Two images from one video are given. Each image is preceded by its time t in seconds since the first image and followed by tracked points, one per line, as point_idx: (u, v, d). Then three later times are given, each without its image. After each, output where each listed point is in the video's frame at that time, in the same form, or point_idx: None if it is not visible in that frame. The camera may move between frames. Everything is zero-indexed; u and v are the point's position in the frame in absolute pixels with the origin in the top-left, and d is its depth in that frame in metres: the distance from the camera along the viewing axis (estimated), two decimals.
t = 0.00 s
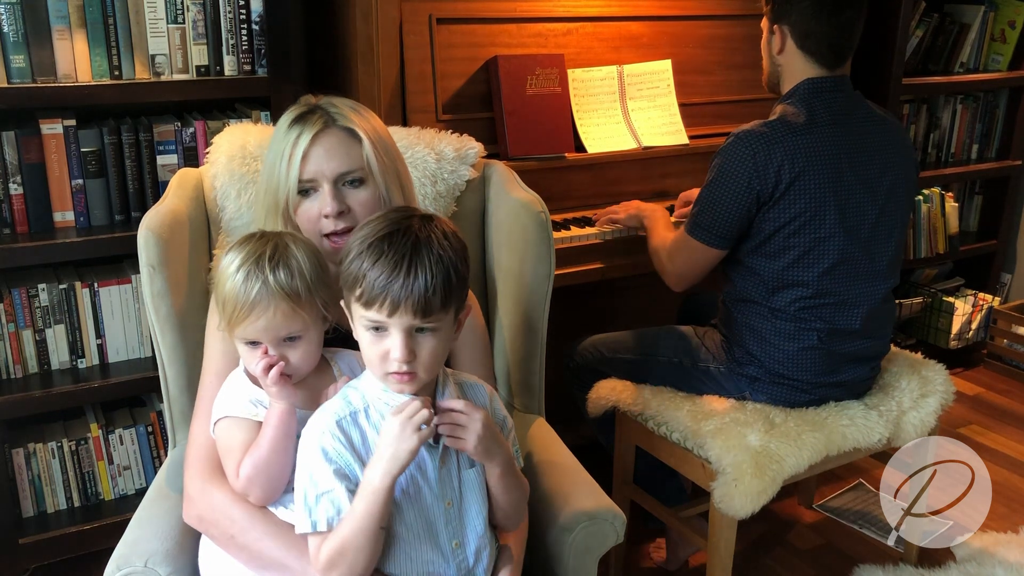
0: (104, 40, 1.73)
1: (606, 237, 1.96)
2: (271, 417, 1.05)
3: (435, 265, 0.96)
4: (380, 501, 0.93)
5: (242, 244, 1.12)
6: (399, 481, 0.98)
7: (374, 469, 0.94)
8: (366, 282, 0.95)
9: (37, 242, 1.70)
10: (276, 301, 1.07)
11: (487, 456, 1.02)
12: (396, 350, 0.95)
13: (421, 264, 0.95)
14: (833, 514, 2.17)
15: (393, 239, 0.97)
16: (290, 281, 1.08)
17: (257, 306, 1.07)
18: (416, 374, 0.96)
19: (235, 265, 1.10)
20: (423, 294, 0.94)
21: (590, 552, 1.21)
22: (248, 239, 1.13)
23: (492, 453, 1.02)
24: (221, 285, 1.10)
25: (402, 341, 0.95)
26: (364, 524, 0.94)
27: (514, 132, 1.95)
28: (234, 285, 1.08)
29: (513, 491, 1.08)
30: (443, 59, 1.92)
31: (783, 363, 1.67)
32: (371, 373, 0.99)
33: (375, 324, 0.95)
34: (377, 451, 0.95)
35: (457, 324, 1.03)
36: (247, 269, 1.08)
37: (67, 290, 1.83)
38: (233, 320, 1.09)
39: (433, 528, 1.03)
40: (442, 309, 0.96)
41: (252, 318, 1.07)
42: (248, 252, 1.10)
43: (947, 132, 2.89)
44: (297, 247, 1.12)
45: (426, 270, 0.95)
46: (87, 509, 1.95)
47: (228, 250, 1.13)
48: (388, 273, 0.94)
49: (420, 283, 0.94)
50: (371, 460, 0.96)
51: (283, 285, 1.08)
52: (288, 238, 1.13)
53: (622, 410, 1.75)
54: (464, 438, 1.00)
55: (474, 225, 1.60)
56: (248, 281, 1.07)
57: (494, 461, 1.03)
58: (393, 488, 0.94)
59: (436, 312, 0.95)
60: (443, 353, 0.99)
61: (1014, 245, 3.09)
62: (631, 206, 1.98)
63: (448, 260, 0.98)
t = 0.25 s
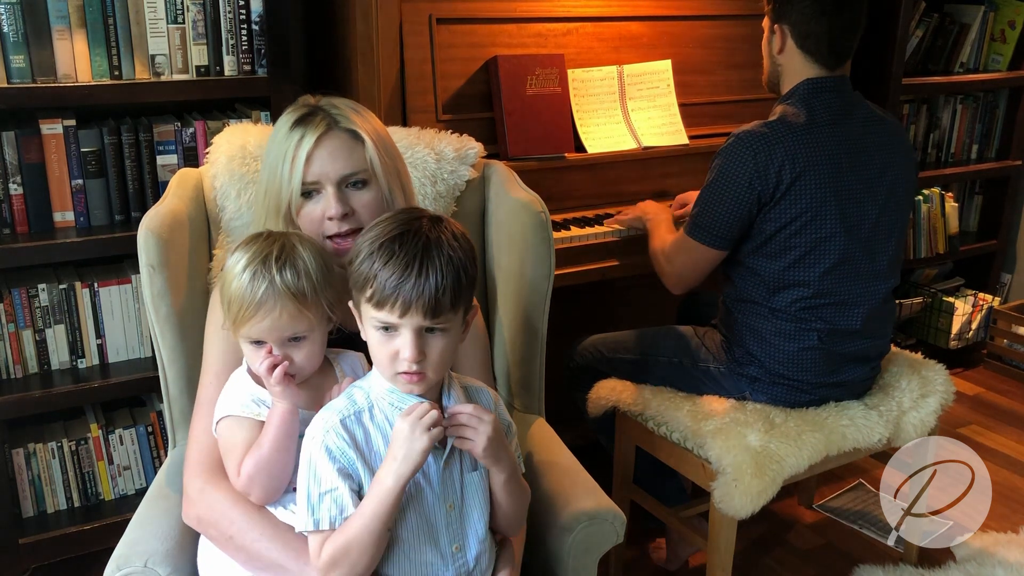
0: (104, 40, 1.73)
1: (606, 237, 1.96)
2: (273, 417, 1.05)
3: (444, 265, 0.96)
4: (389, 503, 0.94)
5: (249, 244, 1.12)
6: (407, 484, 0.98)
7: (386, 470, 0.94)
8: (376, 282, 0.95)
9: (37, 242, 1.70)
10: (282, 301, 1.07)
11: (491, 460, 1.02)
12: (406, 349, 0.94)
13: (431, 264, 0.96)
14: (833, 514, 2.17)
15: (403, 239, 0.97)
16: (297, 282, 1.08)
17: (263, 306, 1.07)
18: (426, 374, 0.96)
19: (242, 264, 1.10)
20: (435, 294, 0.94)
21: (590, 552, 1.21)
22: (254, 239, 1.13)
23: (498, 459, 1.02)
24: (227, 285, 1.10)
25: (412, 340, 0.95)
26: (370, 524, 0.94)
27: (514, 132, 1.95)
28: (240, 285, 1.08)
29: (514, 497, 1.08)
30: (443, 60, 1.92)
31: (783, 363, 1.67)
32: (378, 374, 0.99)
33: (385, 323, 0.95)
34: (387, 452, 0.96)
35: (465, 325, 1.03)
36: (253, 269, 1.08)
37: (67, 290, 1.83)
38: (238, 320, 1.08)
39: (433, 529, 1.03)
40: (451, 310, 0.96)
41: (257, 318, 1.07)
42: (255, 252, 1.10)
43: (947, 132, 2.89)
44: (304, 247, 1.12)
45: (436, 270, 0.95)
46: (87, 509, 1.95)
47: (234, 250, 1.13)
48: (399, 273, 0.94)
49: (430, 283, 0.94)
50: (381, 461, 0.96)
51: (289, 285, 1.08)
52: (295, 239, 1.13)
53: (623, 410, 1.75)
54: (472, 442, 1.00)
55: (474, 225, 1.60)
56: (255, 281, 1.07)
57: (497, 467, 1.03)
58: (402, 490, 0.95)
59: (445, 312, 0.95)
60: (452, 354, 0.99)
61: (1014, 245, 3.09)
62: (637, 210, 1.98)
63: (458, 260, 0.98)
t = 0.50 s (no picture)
0: (104, 40, 1.73)
1: (606, 237, 1.96)
2: (270, 418, 1.05)
3: (438, 258, 0.96)
4: (391, 501, 0.94)
5: (245, 243, 1.12)
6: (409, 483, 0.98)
7: (388, 468, 0.94)
8: (371, 277, 0.95)
9: (37, 242, 1.70)
10: (279, 300, 1.07)
11: (489, 455, 1.02)
12: (403, 343, 0.95)
13: (425, 258, 0.96)
14: (833, 514, 2.17)
15: (397, 234, 0.97)
16: (293, 281, 1.08)
17: (259, 305, 1.07)
18: (423, 368, 0.96)
19: (238, 263, 1.10)
20: (429, 288, 0.94)
21: (590, 552, 1.21)
22: (251, 238, 1.13)
23: (495, 453, 1.02)
24: (224, 284, 1.10)
25: (408, 334, 0.95)
26: (373, 521, 0.94)
27: (514, 132, 1.95)
28: (236, 284, 1.08)
29: (514, 492, 1.08)
30: (443, 60, 1.92)
31: (783, 363, 1.67)
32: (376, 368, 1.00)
33: (382, 318, 0.95)
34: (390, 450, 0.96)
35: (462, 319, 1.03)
36: (250, 268, 1.08)
37: (67, 290, 1.83)
38: (235, 320, 1.08)
39: (434, 526, 1.03)
40: (447, 303, 0.96)
41: (254, 318, 1.07)
42: (251, 251, 1.10)
43: (947, 132, 2.89)
44: (300, 246, 1.13)
45: (430, 263, 0.95)
46: (87, 509, 1.95)
47: (230, 249, 1.13)
48: (393, 268, 0.95)
49: (425, 276, 0.94)
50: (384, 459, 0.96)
51: (286, 284, 1.08)
52: (292, 238, 1.13)
53: (623, 410, 1.75)
54: (469, 434, 1.00)
55: (474, 225, 1.60)
56: (252, 280, 1.07)
57: (494, 461, 1.03)
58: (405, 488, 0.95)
59: (440, 305, 0.95)
60: (448, 349, 0.99)
61: (1014, 245, 3.09)
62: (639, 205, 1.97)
63: (451, 253, 0.98)
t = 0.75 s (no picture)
0: (104, 40, 1.73)
1: (606, 237, 1.96)
2: (263, 419, 1.04)
3: (422, 262, 0.96)
4: (394, 504, 0.94)
5: (239, 244, 1.12)
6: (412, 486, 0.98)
7: (390, 472, 0.94)
8: (357, 286, 0.95)
9: (37, 242, 1.70)
10: (273, 302, 1.07)
11: (485, 458, 1.02)
12: (395, 349, 0.95)
13: (409, 262, 0.95)
14: (833, 514, 2.17)
15: (380, 240, 0.97)
16: (287, 283, 1.08)
17: (253, 308, 1.07)
18: (418, 372, 0.96)
19: (231, 266, 1.09)
20: (414, 292, 0.94)
21: (590, 552, 1.21)
22: (244, 240, 1.13)
23: (491, 454, 1.02)
24: (217, 287, 1.10)
25: (399, 340, 0.95)
26: (375, 525, 0.94)
27: (514, 132, 1.95)
28: (230, 286, 1.08)
29: (510, 495, 1.08)
30: (443, 60, 1.92)
31: (784, 363, 1.67)
32: (372, 375, 1.00)
33: (372, 326, 0.95)
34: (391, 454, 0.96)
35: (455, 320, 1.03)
36: (243, 271, 1.08)
37: (67, 290, 1.83)
38: (228, 322, 1.08)
39: (432, 528, 1.03)
40: (435, 306, 0.96)
41: (247, 320, 1.07)
42: (244, 253, 1.10)
43: (947, 132, 2.89)
44: (294, 249, 1.13)
45: (414, 268, 0.95)
46: (87, 509, 1.95)
47: (223, 252, 1.13)
48: (378, 275, 0.94)
49: (409, 282, 0.94)
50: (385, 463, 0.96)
51: (280, 286, 1.08)
52: (285, 240, 1.13)
53: (622, 410, 1.75)
54: (468, 437, 0.99)
55: (474, 225, 1.60)
56: (244, 284, 1.07)
57: (491, 464, 1.03)
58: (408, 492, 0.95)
59: (428, 310, 0.95)
60: (443, 350, 0.99)
61: (1014, 245, 3.09)
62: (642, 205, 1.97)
63: (436, 255, 0.97)
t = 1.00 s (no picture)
0: (104, 40, 1.73)
1: (605, 237, 1.96)
2: (255, 419, 1.04)
3: (407, 260, 0.96)
4: (379, 504, 0.94)
5: (235, 244, 1.12)
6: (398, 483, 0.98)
7: (375, 472, 0.94)
8: (343, 285, 0.95)
9: (36, 242, 1.70)
10: (266, 302, 1.07)
11: (470, 456, 1.01)
12: (382, 349, 0.94)
13: (394, 261, 0.95)
14: (833, 514, 2.17)
15: (365, 240, 0.97)
16: (281, 283, 1.08)
17: (247, 307, 1.07)
18: (406, 371, 0.96)
19: (226, 266, 1.10)
20: (400, 291, 0.94)
21: (589, 552, 1.21)
22: (240, 240, 1.13)
23: (475, 453, 1.02)
24: (211, 287, 1.10)
25: (386, 340, 0.95)
26: (362, 525, 0.94)
27: (514, 132, 1.95)
28: (224, 286, 1.08)
29: (503, 492, 1.08)
30: (443, 60, 1.92)
31: (783, 363, 1.67)
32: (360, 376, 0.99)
33: (359, 326, 0.95)
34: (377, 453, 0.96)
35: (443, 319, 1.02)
36: (238, 270, 1.08)
37: (67, 290, 1.83)
38: (222, 321, 1.08)
39: (423, 528, 1.02)
40: (421, 305, 0.96)
41: (242, 319, 1.07)
42: (240, 253, 1.10)
43: (947, 132, 2.89)
44: (289, 249, 1.13)
45: (399, 266, 0.95)
46: (87, 509, 1.95)
47: (220, 251, 1.13)
48: (363, 273, 0.94)
49: (394, 280, 0.94)
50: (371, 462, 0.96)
51: (274, 286, 1.08)
52: (281, 240, 1.13)
53: (621, 410, 1.75)
54: (446, 442, 0.99)
55: (475, 225, 1.60)
56: (239, 283, 1.07)
57: (478, 462, 1.02)
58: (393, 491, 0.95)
59: (414, 308, 0.95)
60: (431, 349, 0.98)
61: (1014, 245, 3.09)
62: (638, 204, 1.98)
63: (421, 253, 0.97)
